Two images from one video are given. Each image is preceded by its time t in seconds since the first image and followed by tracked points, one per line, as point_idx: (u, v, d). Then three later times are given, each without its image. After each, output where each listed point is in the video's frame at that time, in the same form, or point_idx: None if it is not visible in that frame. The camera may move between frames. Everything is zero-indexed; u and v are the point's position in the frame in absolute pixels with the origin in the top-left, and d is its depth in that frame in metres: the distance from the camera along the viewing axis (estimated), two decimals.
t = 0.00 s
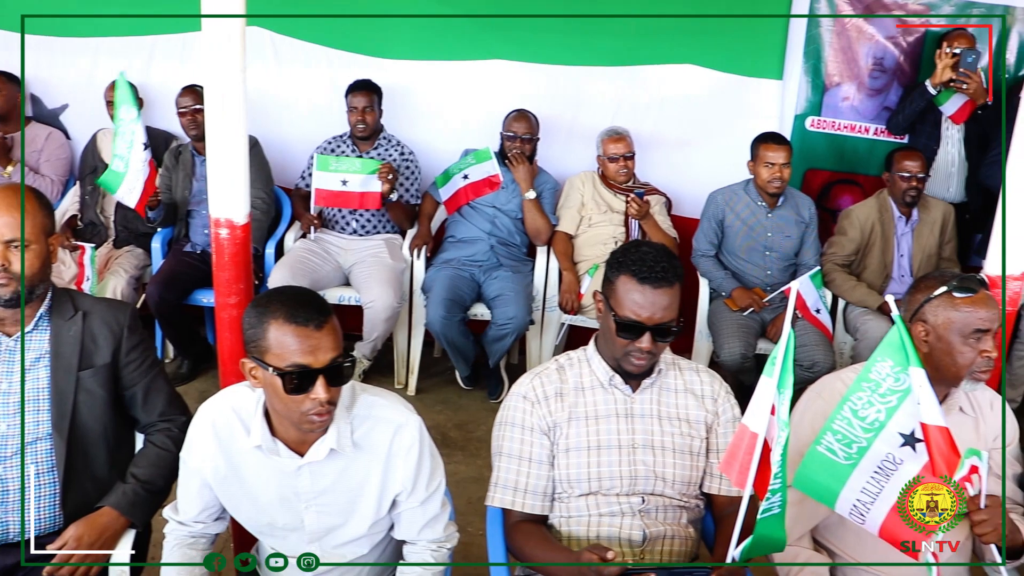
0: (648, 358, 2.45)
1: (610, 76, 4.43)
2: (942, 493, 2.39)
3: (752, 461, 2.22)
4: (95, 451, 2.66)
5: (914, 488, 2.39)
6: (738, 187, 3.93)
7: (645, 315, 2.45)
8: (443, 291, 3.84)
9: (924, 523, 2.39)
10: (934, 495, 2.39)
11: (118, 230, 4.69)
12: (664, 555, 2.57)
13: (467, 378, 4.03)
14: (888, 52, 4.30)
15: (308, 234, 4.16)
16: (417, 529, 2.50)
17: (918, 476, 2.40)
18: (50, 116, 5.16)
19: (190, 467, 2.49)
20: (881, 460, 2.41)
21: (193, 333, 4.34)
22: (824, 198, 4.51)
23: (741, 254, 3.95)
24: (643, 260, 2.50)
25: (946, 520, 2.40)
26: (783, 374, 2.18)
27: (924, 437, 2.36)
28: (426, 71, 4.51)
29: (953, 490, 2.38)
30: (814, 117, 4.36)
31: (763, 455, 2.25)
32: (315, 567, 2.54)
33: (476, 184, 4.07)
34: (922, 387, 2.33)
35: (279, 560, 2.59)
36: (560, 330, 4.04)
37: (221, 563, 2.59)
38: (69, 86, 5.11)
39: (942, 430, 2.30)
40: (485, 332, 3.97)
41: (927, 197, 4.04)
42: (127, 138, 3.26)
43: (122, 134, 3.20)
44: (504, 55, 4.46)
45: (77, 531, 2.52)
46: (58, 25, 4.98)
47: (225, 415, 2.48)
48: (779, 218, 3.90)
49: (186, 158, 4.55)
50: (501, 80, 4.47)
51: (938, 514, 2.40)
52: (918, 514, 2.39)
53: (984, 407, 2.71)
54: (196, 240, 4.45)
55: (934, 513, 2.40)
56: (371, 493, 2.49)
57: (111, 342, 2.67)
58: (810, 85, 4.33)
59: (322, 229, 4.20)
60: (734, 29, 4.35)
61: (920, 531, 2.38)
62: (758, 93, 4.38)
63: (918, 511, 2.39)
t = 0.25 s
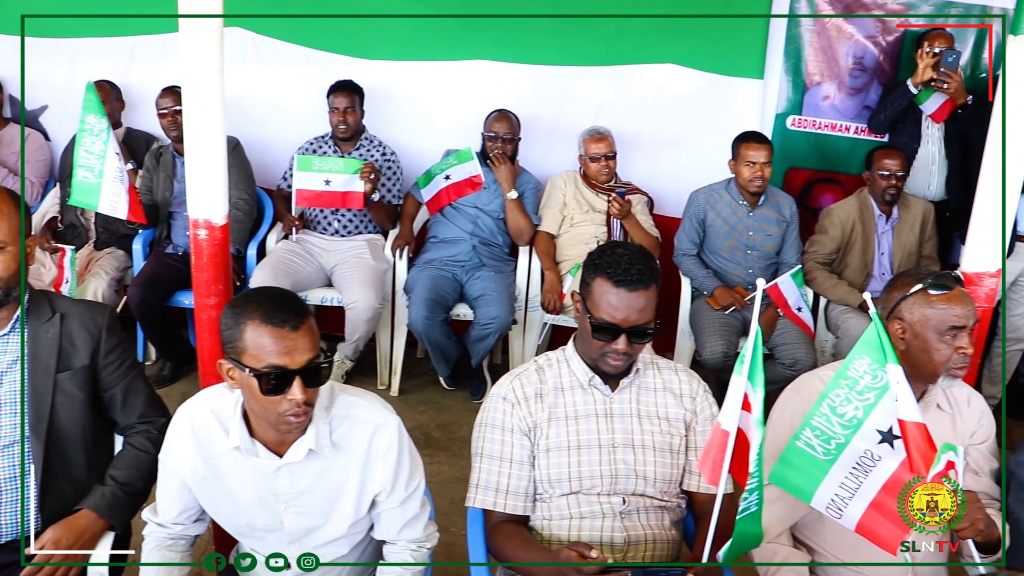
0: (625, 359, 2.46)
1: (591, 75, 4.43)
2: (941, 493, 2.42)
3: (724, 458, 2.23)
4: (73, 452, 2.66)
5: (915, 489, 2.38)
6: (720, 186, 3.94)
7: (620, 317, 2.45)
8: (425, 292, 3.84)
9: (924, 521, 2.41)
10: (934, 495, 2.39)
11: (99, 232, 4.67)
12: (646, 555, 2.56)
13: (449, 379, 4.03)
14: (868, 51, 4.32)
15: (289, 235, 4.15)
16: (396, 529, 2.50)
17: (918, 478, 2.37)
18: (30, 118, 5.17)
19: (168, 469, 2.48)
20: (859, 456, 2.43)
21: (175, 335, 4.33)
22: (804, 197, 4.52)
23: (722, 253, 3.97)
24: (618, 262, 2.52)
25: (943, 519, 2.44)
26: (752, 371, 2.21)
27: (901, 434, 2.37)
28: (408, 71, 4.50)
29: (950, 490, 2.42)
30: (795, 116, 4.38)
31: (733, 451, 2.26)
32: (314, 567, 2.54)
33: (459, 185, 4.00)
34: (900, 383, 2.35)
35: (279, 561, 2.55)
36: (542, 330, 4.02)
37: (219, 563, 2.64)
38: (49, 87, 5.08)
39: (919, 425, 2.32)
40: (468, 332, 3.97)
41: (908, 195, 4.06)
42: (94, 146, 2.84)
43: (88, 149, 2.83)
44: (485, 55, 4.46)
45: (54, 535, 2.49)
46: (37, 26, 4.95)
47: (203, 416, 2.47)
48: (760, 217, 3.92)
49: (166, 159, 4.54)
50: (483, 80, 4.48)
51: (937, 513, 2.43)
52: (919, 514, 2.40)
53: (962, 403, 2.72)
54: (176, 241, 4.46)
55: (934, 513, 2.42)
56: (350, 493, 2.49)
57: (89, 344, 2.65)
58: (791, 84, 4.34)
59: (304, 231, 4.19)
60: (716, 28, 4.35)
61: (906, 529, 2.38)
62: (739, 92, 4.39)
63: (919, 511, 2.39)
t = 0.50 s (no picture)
0: (607, 360, 2.45)
1: (574, 77, 4.43)
2: (941, 493, 2.44)
3: (705, 459, 2.23)
4: (51, 458, 2.64)
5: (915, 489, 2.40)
6: (703, 188, 3.94)
7: (603, 318, 2.44)
8: (408, 295, 3.83)
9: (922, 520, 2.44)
10: (932, 495, 2.41)
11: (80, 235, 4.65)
12: (627, 557, 2.55)
13: (433, 381, 4.02)
14: (850, 52, 4.33)
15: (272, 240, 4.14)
16: (377, 532, 2.50)
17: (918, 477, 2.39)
18: (9, 122, 5.15)
19: (146, 474, 2.45)
20: (839, 455, 2.44)
21: (158, 339, 4.32)
22: (787, 197, 4.54)
23: (705, 254, 3.97)
24: (602, 263, 2.50)
25: (943, 519, 2.46)
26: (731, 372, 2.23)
27: (880, 433, 2.37)
28: (390, 74, 4.49)
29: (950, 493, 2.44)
30: (777, 118, 4.39)
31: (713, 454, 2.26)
32: (315, 567, 2.55)
33: (441, 188, 4.02)
34: (878, 383, 2.35)
35: (279, 560, 2.54)
36: (526, 331, 4.04)
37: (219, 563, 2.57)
38: (29, 90, 5.05)
39: (897, 424, 2.32)
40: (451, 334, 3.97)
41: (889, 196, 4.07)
42: (69, 146, 3.29)
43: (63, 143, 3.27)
44: (468, 57, 4.46)
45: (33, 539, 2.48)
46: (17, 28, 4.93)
47: (182, 420, 2.45)
48: (743, 218, 3.93)
49: (148, 162, 4.52)
50: (465, 82, 4.48)
51: (935, 513, 2.45)
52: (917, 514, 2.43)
53: (940, 402, 2.74)
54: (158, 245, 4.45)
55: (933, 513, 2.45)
56: (330, 497, 2.48)
57: (68, 349, 2.63)
58: (773, 86, 4.35)
59: (287, 234, 4.17)
60: (698, 30, 4.36)
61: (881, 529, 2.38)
62: (722, 93, 4.40)
63: (919, 510, 2.41)
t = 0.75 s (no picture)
0: (583, 357, 2.46)
1: (554, 74, 4.42)
2: (941, 494, 2.45)
3: (683, 455, 2.22)
4: (26, 460, 2.63)
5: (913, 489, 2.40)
6: (682, 184, 3.95)
7: (578, 315, 2.45)
8: (388, 293, 3.82)
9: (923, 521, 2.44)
10: (933, 496, 2.42)
11: (58, 236, 4.62)
12: (607, 553, 2.55)
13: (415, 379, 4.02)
14: (829, 48, 4.34)
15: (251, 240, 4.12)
16: (356, 530, 2.49)
17: (916, 478, 2.41)
18: None
19: (122, 474, 2.43)
20: (817, 449, 2.44)
21: (138, 340, 4.29)
22: (767, 193, 4.56)
23: (685, 250, 3.98)
24: (577, 260, 2.50)
25: (943, 519, 2.45)
26: (709, 367, 2.20)
27: (856, 426, 2.38)
28: (370, 72, 4.48)
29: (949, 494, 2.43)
30: (757, 114, 4.40)
31: (691, 449, 2.25)
32: (315, 567, 2.58)
33: (422, 185, 3.98)
34: (854, 376, 2.36)
35: (279, 560, 2.55)
36: (507, 329, 4.04)
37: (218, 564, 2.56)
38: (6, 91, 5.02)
39: (873, 417, 2.34)
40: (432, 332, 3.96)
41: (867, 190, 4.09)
42: (34, 140, 2.92)
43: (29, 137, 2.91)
44: (448, 55, 4.45)
45: (8, 543, 2.49)
46: None
47: (157, 420, 2.43)
48: (722, 214, 3.94)
49: (127, 162, 4.51)
50: (445, 80, 4.47)
51: (938, 514, 2.45)
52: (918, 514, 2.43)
53: (918, 395, 2.75)
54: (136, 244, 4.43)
55: (935, 513, 2.45)
56: (307, 496, 2.47)
57: (43, 350, 2.62)
58: (752, 82, 4.37)
59: (266, 234, 4.16)
60: (677, 27, 4.37)
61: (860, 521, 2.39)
62: (702, 90, 4.41)
63: (918, 510, 2.42)
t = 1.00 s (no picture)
0: (565, 355, 2.45)
1: (538, 73, 4.42)
2: (942, 493, 2.49)
3: (664, 452, 2.23)
4: (7, 462, 2.61)
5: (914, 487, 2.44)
6: (667, 182, 3.95)
7: (560, 313, 2.45)
8: (373, 293, 3.82)
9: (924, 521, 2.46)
10: (933, 496, 2.46)
11: (41, 237, 4.60)
12: (591, 551, 2.54)
13: (401, 378, 4.01)
14: (812, 47, 4.35)
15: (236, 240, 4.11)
16: (339, 530, 2.48)
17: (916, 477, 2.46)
18: None
19: (103, 475, 2.41)
20: (800, 447, 2.45)
21: (122, 341, 4.28)
22: (752, 191, 4.57)
23: (669, 248, 3.98)
24: (558, 258, 2.50)
25: (944, 519, 2.49)
26: (690, 363, 2.18)
27: (838, 424, 2.39)
28: (354, 72, 4.47)
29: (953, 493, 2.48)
30: (741, 112, 4.41)
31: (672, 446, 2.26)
32: (314, 567, 2.58)
33: (406, 184, 4.00)
34: (836, 373, 2.35)
35: (279, 560, 2.55)
36: (493, 327, 4.04)
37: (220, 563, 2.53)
38: None
39: (854, 415, 2.33)
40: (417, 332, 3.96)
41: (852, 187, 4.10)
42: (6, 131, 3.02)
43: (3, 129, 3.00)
44: (432, 55, 4.44)
45: None
46: None
47: (139, 421, 2.41)
48: (707, 212, 3.95)
49: (110, 163, 4.50)
50: (429, 79, 4.46)
51: (938, 514, 2.47)
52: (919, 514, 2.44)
53: (900, 393, 2.74)
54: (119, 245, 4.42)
55: (935, 513, 2.47)
56: (290, 496, 2.47)
57: (24, 351, 2.62)
58: (736, 80, 4.37)
59: (252, 234, 4.15)
60: (661, 25, 4.38)
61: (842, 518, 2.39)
62: (686, 88, 4.42)
63: (919, 510, 2.44)
